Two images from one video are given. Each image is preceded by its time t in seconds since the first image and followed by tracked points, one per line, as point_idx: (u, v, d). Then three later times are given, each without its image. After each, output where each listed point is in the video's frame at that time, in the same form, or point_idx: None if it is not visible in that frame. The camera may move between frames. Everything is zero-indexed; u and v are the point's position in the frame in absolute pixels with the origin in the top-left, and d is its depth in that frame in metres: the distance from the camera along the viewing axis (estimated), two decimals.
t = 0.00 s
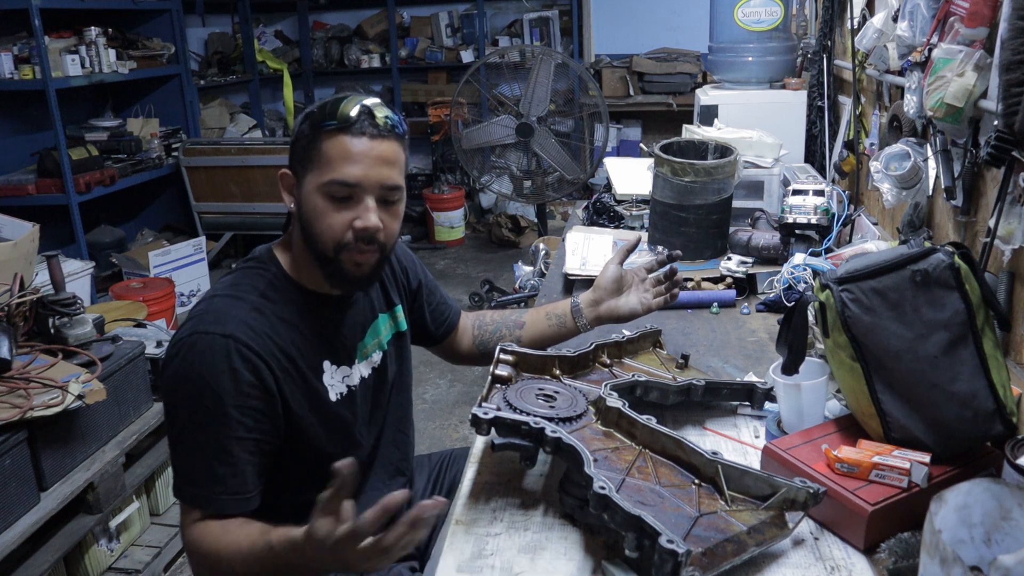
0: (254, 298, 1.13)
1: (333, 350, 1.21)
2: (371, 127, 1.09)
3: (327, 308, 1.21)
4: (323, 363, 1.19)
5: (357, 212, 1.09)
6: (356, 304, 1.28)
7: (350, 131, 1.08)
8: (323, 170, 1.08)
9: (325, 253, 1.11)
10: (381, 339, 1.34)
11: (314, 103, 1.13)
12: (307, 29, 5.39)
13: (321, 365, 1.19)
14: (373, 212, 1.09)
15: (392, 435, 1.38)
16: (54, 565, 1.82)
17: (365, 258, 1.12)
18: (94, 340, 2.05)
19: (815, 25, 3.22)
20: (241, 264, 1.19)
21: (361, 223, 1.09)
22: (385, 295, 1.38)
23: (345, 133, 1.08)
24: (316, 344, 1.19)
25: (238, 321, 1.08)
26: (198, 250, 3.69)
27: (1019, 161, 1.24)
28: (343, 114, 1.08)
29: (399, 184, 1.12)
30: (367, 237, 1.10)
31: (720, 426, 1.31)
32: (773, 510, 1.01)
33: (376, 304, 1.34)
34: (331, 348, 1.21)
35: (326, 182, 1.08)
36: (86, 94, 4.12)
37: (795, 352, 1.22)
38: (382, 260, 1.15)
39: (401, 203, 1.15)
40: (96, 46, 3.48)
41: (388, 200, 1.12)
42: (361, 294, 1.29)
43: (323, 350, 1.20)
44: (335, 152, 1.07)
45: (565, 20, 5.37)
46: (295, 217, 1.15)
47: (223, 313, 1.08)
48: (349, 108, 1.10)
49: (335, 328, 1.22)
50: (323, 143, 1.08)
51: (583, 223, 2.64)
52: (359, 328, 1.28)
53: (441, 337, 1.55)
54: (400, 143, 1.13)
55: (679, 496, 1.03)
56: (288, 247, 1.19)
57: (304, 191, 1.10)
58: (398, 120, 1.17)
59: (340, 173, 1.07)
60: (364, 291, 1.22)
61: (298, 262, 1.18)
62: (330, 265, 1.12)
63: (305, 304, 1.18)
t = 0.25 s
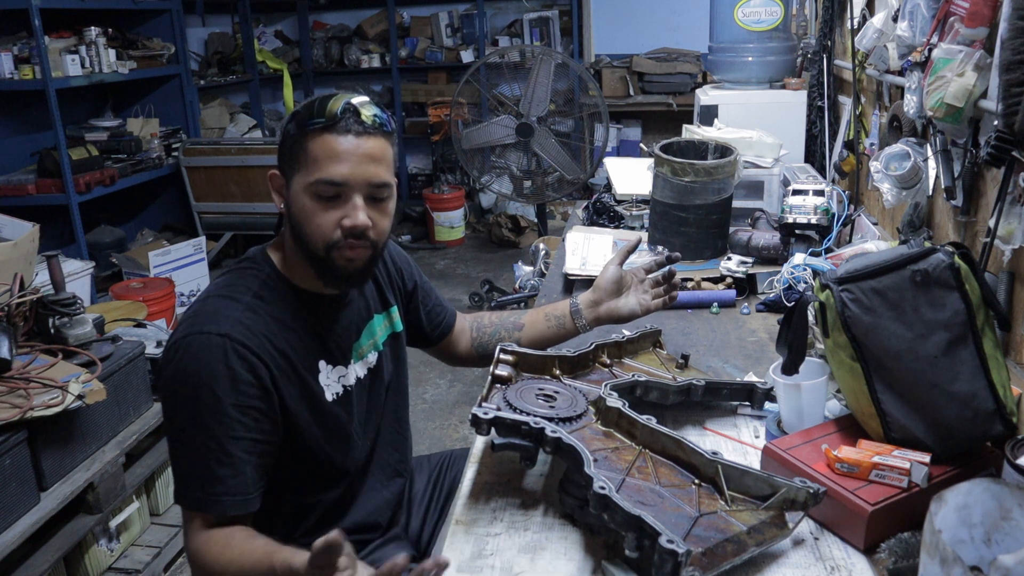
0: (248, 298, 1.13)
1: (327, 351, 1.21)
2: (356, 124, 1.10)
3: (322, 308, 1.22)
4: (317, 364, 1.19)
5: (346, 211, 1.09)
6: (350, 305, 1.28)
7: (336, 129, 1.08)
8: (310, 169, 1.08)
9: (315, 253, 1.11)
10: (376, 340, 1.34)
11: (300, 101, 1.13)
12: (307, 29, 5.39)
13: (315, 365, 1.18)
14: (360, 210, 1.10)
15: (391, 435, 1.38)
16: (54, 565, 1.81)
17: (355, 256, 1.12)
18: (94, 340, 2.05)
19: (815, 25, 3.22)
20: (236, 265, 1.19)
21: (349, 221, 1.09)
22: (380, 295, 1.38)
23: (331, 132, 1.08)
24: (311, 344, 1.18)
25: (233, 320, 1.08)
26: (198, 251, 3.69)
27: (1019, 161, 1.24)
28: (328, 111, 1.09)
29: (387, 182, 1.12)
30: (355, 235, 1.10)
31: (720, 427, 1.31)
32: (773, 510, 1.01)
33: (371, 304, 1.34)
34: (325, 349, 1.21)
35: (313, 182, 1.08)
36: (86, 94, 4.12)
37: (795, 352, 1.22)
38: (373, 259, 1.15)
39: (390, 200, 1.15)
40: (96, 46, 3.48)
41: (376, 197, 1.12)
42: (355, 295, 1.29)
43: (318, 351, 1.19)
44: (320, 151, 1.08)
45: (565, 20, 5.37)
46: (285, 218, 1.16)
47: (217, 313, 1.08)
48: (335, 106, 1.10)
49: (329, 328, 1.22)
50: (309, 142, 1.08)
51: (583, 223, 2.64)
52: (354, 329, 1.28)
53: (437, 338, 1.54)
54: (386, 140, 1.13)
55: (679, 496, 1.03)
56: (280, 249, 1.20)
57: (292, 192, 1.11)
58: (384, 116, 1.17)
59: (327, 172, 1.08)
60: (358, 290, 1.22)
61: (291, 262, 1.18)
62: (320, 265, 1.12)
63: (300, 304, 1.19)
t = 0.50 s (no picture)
0: (249, 300, 1.13)
1: (328, 352, 1.21)
2: (362, 128, 1.10)
3: (322, 309, 1.22)
4: (317, 365, 1.19)
5: (353, 215, 1.09)
6: (351, 306, 1.28)
7: (341, 133, 1.08)
8: (316, 173, 1.08)
9: (323, 257, 1.11)
10: (376, 340, 1.34)
11: (303, 105, 1.13)
12: (307, 29, 5.39)
13: (315, 366, 1.18)
14: (368, 213, 1.10)
15: (390, 435, 1.38)
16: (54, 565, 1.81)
17: (362, 259, 1.12)
18: (94, 340, 2.05)
19: (815, 25, 3.22)
20: (236, 266, 1.19)
21: (357, 225, 1.09)
22: (380, 295, 1.38)
23: (336, 136, 1.08)
24: (312, 345, 1.18)
25: (234, 322, 1.08)
26: (198, 251, 3.69)
27: (1019, 161, 1.24)
28: (333, 116, 1.08)
29: (392, 184, 1.12)
30: (363, 238, 1.10)
31: (720, 427, 1.31)
32: (773, 511, 1.01)
33: (371, 305, 1.34)
34: (326, 350, 1.21)
35: (320, 186, 1.08)
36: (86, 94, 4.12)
37: (795, 352, 1.22)
38: (379, 261, 1.15)
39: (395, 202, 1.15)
40: (96, 46, 3.48)
41: (382, 200, 1.12)
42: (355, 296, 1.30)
43: (318, 352, 1.20)
44: (326, 155, 1.08)
45: (565, 20, 5.37)
46: (289, 220, 1.16)
47: (218, 315, 1.08)
48: (340, 109, 1.10)
49: (328, 328, 1.23)
50: (314, 146, 1.08)
51: (583, 223, 2.64)
52: (354, 329, 1.28)
53: (437, 338, 1.55)
54: (390, 142, 1.13)
55: (679, 496, 1.03)
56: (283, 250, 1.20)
57: (297, 195, 1.11)
58: (387, 117, 1.17)
59: (334, 177, 1.08)
60: (360, 291, 1.23)
61: (294, 264, 1.18)
62: (327, 268, 1.12)
63: (300, 305, 1.19)
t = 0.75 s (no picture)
0: (252, 298, 1.13)
1: (330, 351, 1.22)
2: (357, 125, 1.10)
3: (325, 306, 1.22)
4: (320, 364, 1.19)
5: (352, 211, 1.09)
6: (353, 304, 1.28)
7: (338, 131, 1.08)
8: (314, 171, 1.08)
9: (323, 254, 1.11)
10: (378, 339, 1.34)
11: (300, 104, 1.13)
12: (307, 29, 5.39)
13: (319, 363, 1.19)
14: (367, 210, 1.10)
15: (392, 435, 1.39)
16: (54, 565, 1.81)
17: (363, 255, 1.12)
18: (94, 340, 2.05)
19: (815, 25, 3.22)
20: (237, 265, 1.19)
21: (357, 222, 1.09)
22: (383, 294, 1.38)
23: (333, 133, 1.08)
24: (315, 343, 1.19)
25: (240, 320, 1.09)
26: (198, 250, 3.69)
27: (1019, 161, 1.24)
28: (329, 113, 1.09)
29: (390, 180, 1.12)
30: (364, 234, 1.10)
31: (720, 427, 1.31)
32: (773, 511, 1.01)
33: (374, 304, 1.34)
34: (328, 349, 1.21)
35: (318, 184, 1.08)
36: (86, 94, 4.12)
37: (795, 353, 1.22)
38: (380, 257, 1.15)
39: (394, 199, 1.15)
40: (96, 46, 3.48)
41: (381, 197, 1.12)
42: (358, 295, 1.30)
43: (321, 350, 1.20)
44: (324, 152, 1.08)
45: (565, 20, 5.37)
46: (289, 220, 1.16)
47: (224, 313, 1.09)
48: (336, 107, 1.10)
49: (331, 326, 1.23)
50: (311, 144, 1.09)
51: (583, 223, 2.64)
52: (356, 328, 1.28)
53: (438, 337, 1.55)
54: (388, 139, 1.13)
55: (679, 496, 1.03)
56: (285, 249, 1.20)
57: (296, 194, 1.11)
58: (384, 114, 1.17)
59: (331, 174, 1.08)
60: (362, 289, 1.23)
61: (295, 263, 1.18)
62: (328, 266, 1.12)
63: (302, 304, 1.19)
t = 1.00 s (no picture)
0: (252, 297, 1.13)
1: (330, 351, 1.22)
2: (353, 122, 1.09)
3: (324, 305, 1.22)
4: (320, 363, 1.19)
5: (348, 207, 1.09)
6: (354, 304, 1.28)
7: (334, 128, 1.08)
8: (310, 168, 1.09)
9: (319, 251, 1.11)
10: (378, 339, 1.34)
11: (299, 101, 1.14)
12: (307, 29, 5.39)
13: (318, 364, 1.19)
14: (362, 206, 1.10)
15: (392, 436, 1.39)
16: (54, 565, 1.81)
17: (357, 254, 1.12)
18: (94, 340, 2.05)
19: (815, 25, 3.22)
20: (237, 265, 1.19)
21: (351, 218, 1.09)
22: (382, 294, 1.38)
23: (329, 131, 1.08)
24: (314, 342, 1.19)
25: (241, 318, 1.09)
26: (198, 250, 3.69)
27: (1019, 161, 1.24)
28: (325, 109, 1.09)
29: (387, 178, 1.12)
30: (358, 232, 1.10)
31: (720, 427, 1.31)
32: (773, 511, 1.01)
33: (374, 304, 1.34)
34: (328, 349, 1.21)
35: (314, 181, 1.09)
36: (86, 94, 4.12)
37: (795, 353, 1.22)
38: (376, 255, 1.15)
39: (392, 197, 1.15)
40: (96, 46, 3.48)
41: (377, 194, 1.12)
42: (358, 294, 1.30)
43: (320, 350, 1.20)
44: (320, 149, 1.08)
45: (565, 20, 5.37)
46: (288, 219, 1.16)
47: (225, 310, 1.09)
48: (334, 104, 1.10)
49: (330, 325, 1.23)
50: (308, 141, 1.09)
51: (583, 223, 2.64)
52: (356, 328, 1.28)
53: (437, 337, 1.55)
54: (385, 138, 1.13)
55: (679, 496, 1.03)
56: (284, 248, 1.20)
57: (293, 191, 1.11)
58: (382, 113, 1.17)
59: (327, 169, 1.08)
60: (361, 288, 1.23)
61: (294, 261, 1.18)
62: (323, 263, 1.12)
63: (302, 303, 1.19)
